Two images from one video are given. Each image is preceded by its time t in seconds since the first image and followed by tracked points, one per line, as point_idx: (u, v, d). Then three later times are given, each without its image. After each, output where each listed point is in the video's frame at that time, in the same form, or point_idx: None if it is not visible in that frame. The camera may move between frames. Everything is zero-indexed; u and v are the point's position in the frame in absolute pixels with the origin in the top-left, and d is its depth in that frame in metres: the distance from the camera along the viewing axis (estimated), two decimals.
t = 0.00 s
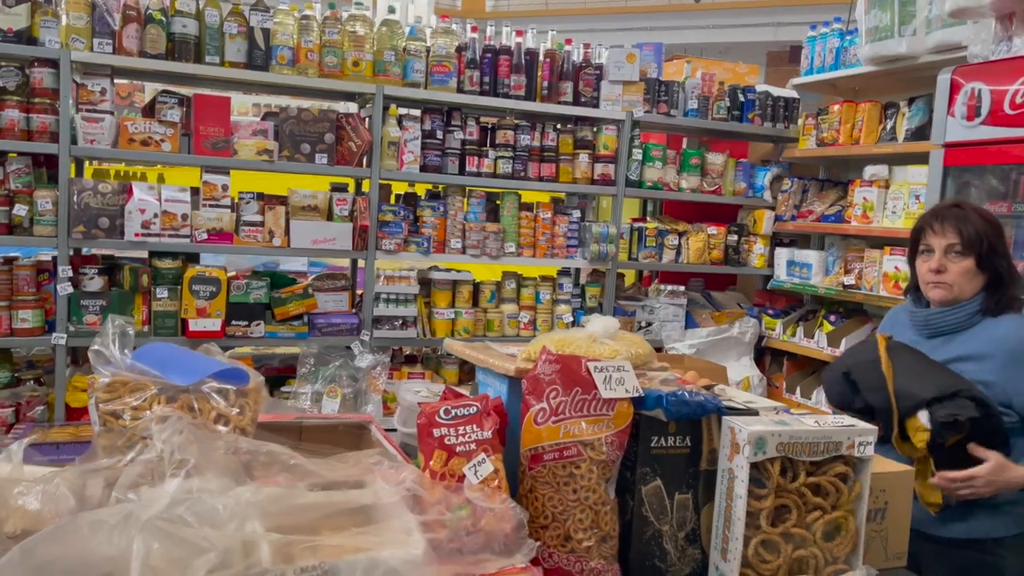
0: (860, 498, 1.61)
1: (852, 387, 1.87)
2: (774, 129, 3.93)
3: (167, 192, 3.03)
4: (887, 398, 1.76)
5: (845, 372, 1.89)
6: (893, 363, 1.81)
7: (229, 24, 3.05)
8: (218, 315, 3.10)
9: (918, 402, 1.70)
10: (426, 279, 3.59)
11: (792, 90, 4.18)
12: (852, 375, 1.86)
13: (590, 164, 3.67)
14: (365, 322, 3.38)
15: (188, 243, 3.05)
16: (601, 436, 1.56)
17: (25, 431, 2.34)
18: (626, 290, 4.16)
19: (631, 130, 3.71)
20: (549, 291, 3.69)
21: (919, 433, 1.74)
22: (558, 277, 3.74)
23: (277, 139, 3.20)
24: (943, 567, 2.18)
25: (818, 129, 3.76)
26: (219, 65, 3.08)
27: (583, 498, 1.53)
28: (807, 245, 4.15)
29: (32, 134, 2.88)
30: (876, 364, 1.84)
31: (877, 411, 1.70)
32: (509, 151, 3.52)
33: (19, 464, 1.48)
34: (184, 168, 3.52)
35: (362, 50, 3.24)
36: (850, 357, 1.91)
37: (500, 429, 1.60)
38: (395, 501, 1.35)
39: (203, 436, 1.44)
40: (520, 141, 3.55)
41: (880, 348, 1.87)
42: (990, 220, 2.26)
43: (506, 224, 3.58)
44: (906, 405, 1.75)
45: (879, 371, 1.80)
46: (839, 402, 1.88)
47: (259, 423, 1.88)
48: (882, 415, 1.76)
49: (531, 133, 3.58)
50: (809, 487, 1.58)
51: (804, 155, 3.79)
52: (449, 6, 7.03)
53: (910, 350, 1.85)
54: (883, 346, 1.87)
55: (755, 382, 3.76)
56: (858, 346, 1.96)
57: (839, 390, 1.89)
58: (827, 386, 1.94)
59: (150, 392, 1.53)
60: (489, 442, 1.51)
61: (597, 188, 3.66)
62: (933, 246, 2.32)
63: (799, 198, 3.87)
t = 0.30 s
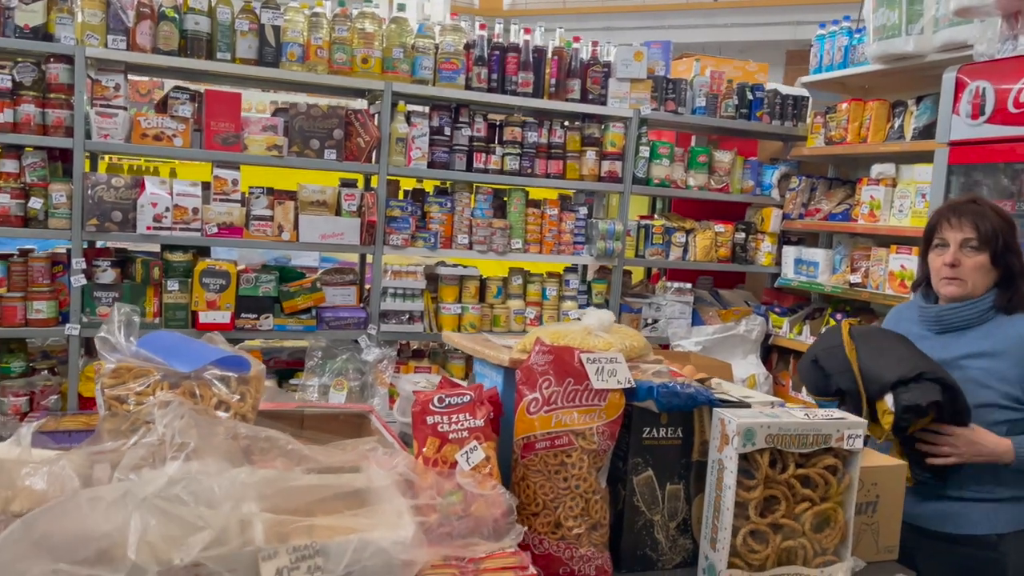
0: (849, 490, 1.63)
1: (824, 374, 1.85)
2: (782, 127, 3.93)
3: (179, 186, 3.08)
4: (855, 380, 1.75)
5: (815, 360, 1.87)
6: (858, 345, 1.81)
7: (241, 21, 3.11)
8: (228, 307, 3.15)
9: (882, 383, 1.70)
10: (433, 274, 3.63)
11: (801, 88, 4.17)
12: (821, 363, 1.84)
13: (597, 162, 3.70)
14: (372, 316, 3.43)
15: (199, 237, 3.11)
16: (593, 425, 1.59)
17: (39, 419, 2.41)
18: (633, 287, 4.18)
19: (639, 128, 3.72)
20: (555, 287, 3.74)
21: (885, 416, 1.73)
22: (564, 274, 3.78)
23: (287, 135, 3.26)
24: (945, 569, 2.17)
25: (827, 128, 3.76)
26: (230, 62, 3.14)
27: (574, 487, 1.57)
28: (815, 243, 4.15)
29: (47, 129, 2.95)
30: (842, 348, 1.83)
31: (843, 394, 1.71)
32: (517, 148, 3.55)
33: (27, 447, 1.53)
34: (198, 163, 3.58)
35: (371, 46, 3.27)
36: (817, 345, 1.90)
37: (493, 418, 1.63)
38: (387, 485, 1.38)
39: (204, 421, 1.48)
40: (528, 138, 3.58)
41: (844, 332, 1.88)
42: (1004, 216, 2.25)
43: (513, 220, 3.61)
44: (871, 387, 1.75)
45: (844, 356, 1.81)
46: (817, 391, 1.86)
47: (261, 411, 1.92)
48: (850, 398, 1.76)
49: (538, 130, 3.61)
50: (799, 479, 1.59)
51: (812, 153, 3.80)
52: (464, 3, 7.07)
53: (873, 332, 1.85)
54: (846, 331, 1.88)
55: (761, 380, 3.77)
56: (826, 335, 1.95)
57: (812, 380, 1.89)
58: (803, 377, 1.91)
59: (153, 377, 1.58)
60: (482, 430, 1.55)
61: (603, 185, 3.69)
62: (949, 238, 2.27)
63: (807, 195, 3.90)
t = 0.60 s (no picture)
0: (849, 488, 1.65)
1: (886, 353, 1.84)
2: (789, 129, 3.96)
3: (192, 186, 3.13)
4: (921, 364, 1.74)
5: (883, 337, 1.87)
6: (934, 342, 1.81)
7: (252, 25, 3.15)
8: (239, 306, 3.20)
9: (945, 379, 1.69)
10: (442, 274, 3.67)
11: (807, 91, 4.21)
12: (895, 341, 1.83)
13: (604, 163, 3.73)
14: (381, 316, 3.47)
15: (211, 237, 3.16)
16: (597, 423, 1.62)
17: (54, 415, 2.46)
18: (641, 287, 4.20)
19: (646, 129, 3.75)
20: (562, 287, 3.76)
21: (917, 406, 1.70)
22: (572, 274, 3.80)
23: (298, 136, 3.30)
24: (950, 568, 2.17)
25: (833, 130, 3.77)
26: (242, 64, 3.19)
27: (577, 483, 1.60)
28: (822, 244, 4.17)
29: (63, 130, 3.00)
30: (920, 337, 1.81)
31: (908, 371, 1.70)
32: (525, 150, 3.59)
33: (44, 441, 1.57)
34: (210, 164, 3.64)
35: (381, 49, 3.31)
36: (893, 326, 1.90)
37: (498, 415, 1.66)
38: (395, 479, 1.41)
39: (217, 416, 1.52)
40: (536, 139, 3.62)
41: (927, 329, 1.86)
42: (1016, 220, 2.25)
43: (521, 221, 3.64)
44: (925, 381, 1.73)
45: (920, 344, 1.79)
46: (871, 366, 1.84)
47: (272, 408, 1.96)
48: (908, 379, 1.75)
49: (546, 131, 3.64)
50: (799, 476, 1.62)
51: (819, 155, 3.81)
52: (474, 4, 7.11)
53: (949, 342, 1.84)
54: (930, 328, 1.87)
55: (766, 380, 3.77)
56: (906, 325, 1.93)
57: (874, 353, 1.85)
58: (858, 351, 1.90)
59: (167, 374, 1.62)
60: (487, 426, 1.58)
61: (610, 186, 3.72)
62: (957, 239, 2.28)
63: (814, 198, 3.90)
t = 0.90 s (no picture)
0: (854, 487, 1.69)
1: (894, 357, 1.89)
2: (791, 133, 4.00)
3: (202, 191, 3.16)
4: (931, 363, 1.79)
5: (890, 343, 1.92)
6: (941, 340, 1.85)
7: (262, 31, 3.19)
8: (248, 309, 3.25)
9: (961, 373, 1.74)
10: (448, 276, 3.71)
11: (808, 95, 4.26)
12: (900, 344, 1.88)
13: (609, 167, 3.77)
14: (388, 318, 3.51)
15: (221, 240, 3.19)
16: (608, 423, 1.66)
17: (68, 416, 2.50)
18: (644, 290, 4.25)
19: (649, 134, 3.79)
20: (567, 290, 3.80)
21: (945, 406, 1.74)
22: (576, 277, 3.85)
23: (307, 141, 3.33)
24: (954, 567, 2.21)
25: (835, 134, 3.82)
26: (253, 70, 3.20)
27: (589, 482, 1.64)
28: (824, 247, 4.20)
29: (75, 135, 3.04)
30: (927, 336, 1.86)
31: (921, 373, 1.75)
32: (530, 154, 3.64)
33: (67, 442, 1.61)
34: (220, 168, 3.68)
35: (388, 55, 3.34)
36: (897, 331, 1.95)
37: (511, 416, 1.70)
38: (412, 478, 1.45)
39: (237, 417, 1.55)
40: (541, 143, 3.66)
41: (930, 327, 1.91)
42: (1011, 224, 2.29)
43: (526, 225, 3.68)
44: (941, 379, 1.78)
45: (927, 342, 1.83)
46: (880, 374, 1.89)
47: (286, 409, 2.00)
48: (923, 380, 1.79)
49: (551, 135, 3.69)
50: (805, 475, 1.66)
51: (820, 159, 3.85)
52: (476, 6, 7.16)
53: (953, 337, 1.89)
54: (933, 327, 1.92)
55: (769, 381, 3.81)
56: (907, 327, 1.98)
57: (881, 361, 1.90)
58: (867, 359, 1.95)
59: (187, 376, 1.65)
60: (501, 426, 1.62)
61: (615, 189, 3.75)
62: (955, 245, 2.32)
63: (815, 201, 3.94)
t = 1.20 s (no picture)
0: (850, 487, 1.73)
1: (874, 368, 1.94)
2: (780, 139, 4.07)
3: (198, 197, 3.18)
4: (910, 376, 1.84)
5: (869, 355, 1.96)
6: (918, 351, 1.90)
7: (258, 38, 3.22)
8: (245, 314, 3.25)
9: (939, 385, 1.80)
10: (443, 281, 3.74)
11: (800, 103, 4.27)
12: (879, 356, 1.92)
13: (601, 173, 3.81)
14: (383, 323, 3.54)
15: (217, 246, 3.21)
16: (612, 426, 1.70)
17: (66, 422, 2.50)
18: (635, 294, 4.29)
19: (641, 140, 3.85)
20: (560, 294, 3.82)
21: (926, 417, 1.80)
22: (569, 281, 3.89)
23: (303, 147, 3.36)
24: (943, 564, 2.26)
25: (822, 140, 3.89)
26: (248, 77, 3.24)
27: (594, 484, 1.67)
28: (812, 252, 4.27)
29: (71, 141, 3.04)
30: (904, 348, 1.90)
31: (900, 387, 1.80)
32: (524, 160, 3.68)
33: (77, 447, 1.62)
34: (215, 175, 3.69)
35: (383, 62, 3.39)
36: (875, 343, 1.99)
37: (517, 419, 1.73)
38: (423, 481, 1.48)
39: (247, 422, 1.57)
40: (534, 150, 3.70)
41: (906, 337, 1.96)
42: (1000, 233, 2.33)
43: (520, 230, 3.72)
44: (921, 390, 1.83)
45: (905, 354, 1.88)
46: (861, 385, 1.93)
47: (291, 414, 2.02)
48: (902, 392, 1.84)
49: (544, 142, 3.72)
50: (804, 476, 1.70)
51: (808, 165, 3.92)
52: (461, 11, 7.19)
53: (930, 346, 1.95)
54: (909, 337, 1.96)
55: (759, 384, 3.86)
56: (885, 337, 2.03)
57: (862, 374, 1.94)
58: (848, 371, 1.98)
59: (198, 382, 1.68)
60: (508, 430, 1.65)
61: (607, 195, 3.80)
62: (947, 256, 2.37)
63: (803, 207, 4.01)
